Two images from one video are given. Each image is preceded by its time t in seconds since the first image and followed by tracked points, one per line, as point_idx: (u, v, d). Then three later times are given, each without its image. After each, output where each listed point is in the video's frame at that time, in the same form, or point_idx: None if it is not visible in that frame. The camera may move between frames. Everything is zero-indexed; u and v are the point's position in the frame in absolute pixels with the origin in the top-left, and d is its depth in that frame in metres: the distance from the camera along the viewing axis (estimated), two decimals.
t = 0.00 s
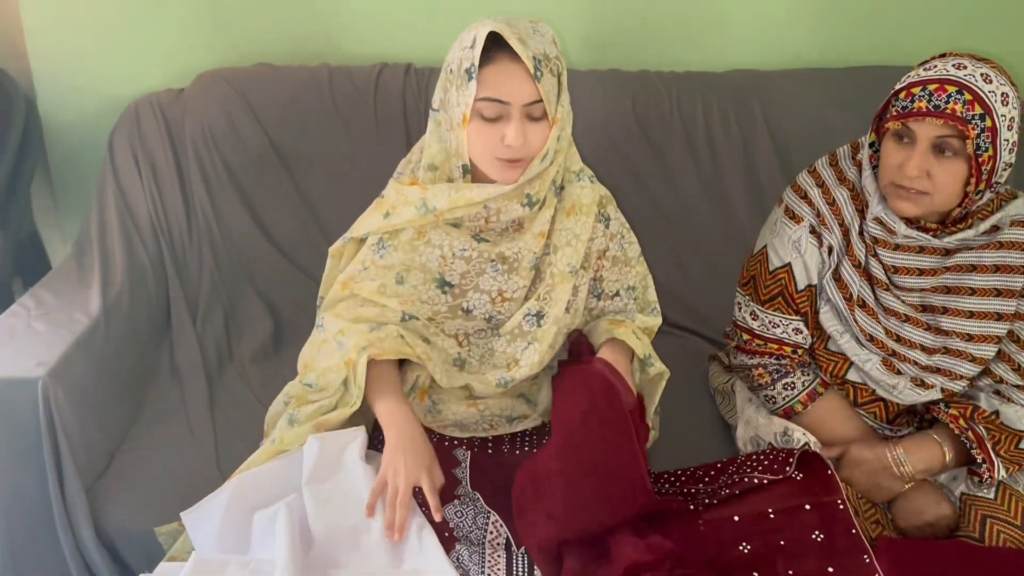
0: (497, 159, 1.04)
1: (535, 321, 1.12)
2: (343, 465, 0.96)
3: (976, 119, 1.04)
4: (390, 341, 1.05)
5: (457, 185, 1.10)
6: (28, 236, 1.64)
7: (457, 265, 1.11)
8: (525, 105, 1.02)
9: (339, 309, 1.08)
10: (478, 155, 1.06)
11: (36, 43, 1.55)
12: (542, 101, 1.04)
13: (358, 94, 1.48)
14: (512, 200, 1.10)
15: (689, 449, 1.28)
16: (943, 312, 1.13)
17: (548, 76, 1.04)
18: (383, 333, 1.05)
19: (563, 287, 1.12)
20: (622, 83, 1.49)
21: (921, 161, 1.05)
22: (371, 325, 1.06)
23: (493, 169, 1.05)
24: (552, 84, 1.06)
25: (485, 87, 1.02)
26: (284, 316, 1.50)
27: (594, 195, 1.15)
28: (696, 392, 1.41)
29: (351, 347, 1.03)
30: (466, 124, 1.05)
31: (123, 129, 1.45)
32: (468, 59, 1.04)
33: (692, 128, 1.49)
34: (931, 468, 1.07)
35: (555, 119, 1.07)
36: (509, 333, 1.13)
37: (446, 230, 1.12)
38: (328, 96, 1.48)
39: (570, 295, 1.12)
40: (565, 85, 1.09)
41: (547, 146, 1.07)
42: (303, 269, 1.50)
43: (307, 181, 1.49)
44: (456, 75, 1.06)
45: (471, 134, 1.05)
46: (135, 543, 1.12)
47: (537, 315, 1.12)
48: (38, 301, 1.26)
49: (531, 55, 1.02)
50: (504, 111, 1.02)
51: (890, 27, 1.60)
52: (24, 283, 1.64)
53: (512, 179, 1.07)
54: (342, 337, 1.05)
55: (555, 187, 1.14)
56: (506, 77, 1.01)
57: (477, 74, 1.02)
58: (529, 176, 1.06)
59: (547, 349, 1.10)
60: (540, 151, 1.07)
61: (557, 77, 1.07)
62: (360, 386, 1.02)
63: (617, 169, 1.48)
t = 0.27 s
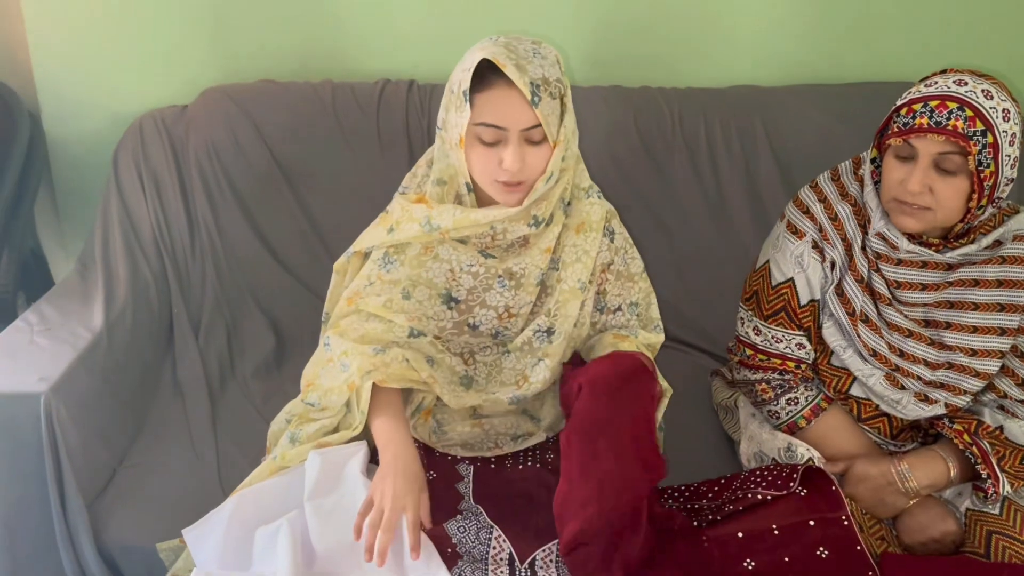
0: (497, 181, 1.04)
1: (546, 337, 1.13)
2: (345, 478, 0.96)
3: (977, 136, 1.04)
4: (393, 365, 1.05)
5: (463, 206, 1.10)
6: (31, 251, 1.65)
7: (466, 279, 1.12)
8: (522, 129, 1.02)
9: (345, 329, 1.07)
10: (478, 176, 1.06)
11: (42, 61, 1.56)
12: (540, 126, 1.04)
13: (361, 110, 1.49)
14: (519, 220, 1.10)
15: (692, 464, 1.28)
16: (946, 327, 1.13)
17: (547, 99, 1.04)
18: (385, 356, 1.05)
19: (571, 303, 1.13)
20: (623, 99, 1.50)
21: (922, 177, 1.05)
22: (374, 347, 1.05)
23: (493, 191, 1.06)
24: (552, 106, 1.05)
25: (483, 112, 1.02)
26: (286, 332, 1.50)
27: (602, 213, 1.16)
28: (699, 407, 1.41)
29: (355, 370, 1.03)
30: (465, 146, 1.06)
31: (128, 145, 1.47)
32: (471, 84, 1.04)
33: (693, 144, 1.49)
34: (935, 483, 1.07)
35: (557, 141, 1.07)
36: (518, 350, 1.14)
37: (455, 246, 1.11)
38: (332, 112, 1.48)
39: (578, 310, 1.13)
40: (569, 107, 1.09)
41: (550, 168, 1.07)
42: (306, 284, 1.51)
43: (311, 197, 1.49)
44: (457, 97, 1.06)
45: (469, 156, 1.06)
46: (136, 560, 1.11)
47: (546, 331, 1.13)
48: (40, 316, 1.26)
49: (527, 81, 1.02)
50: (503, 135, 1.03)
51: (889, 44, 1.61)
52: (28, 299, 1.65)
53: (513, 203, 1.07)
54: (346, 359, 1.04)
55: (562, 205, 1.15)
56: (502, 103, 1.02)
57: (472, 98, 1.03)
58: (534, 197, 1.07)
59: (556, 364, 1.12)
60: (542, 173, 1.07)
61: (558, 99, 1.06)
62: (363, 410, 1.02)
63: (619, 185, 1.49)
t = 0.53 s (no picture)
0: (507, 197, 1.04)
1: (551, 350, 1.13)
2: (346, 488, 0.96)
3: (979, 144, 1.05)
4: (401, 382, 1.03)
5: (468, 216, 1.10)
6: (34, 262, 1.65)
7: (470, 290, 1.13)
8: (534, 145, 1.02)
9: (357, 345, 1.06)
10: (488, 192, 1.06)
11: (46, 72, 1.57)
12: (551, 140, 1.04)
13: (365, 120, 1.50)
14: (524, 230, 1.09)
15: (695, 474, 1.27)
16: (950, 336, 1.13)
17: (558, 114, 1.04)
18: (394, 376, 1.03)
19: (574, 314, 1.13)
20: (625, 109, 1.51)
21: (924, 186, 1.05)
22: (383, 365, 1.03)
23: (503, 206, 1.05)
24: (562, 120, 1.05)
25: (495, 130, 1.02)
26: (288, 341, 1.50)
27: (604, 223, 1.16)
28: (703, 416, 1.40)
29: (365, 390, 1.01)
30: (475, 161, 1.05)
31: (131, 156, 1.47)
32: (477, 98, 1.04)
33: (695, 154, 1.50)
34: (940, 492, 1.07)
35: (566, 154, 1.07)
36: (524, 364, 1.14)
37: (457, 257, 1.13)
38: (335, 122, 1.49)
39: (581, 321, 1.13)
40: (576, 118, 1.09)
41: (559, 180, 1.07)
42: (308, 294, 1.51)
43: (314, 207, 1.50)
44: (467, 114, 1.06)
45: (479, 170, 1.06)
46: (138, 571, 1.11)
47: (552, 343, 1.13)
48: (43, 326, 1.26)
49: (541, 97, 1.02)
50: (515, 152, 1.02)
51: (889, 54, 1.62)
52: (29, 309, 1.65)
53: (522, 215, 1.06)
54: (356, 376, 1.03)
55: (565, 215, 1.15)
56: (515, 120, 1.02)
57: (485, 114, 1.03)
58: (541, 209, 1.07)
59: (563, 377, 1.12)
60: (552, 185, 1.07)
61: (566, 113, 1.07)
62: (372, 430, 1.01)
63: (621, 194, 1.49)
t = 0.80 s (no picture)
0: (512, 209, 1.05)
1: (557, 350, 1.14)
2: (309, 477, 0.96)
3: (981, 149, 1.05)
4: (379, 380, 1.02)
5: (469, 226, 1.10)
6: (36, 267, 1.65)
7: (467, 294, 1.12)
8: (541, 162, 1.02)
9: (343, 346, 1.05)
10: (492, 205, 1.06)
11: (47, 77, 1.57)
12: (558, 156, 1.04)
13: (366, 125, 1.50)
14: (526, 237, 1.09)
15: (697, 478, 1.27)
16: (952, 340, 1.13)
17: (565, 132, 1.05)
18: (371, 378, 1.01)
19: (584, 317, 1.14)
20: (626, 114, 1.51)
21: (926, 191, 1.05)
22: (363, 368, 1.01)
23: (508, 218, 1.06)
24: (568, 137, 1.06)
25: (502, 145, 1.02)
26: (290, 346, 1.50)
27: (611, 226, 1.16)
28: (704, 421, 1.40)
29: (343, 389, 0.99)
30: (479, 174, 1.05)
31: (132, 161, 1.47)
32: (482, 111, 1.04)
33: (696, 158, 1.50)
34: (942, 497, 1.06)
35: (571, 167, 1.08)
36: (528, 361, 1.14)
37: (457, 267, 1.12)
38: (337, 127, 1.49)
39: (591, 325, 1.14)
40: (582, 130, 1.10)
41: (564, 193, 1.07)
42: (310, 299, 1.51)
43: (315, 212, 1.50)
44: (472, 127, 1.05)
45: (483, 184, 1.05)
46: None
47: (558, 344, 1.14)
48: (44, 331, 1.26)
49: (549, 116, 1.02)
50: (520, 168, 1.03)
51: (889, 59, 1.63)
52: (31, 314, 1.65)
53: (526, 226, 1.07)
54: (338, 377, 1.01)
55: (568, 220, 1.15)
56: (522, 137, 1.01)
57: (492, 130, 1.02)
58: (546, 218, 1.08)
59: (569, 376, 1.13)
60: (557, 198, 1.08)
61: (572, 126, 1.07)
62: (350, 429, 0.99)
63: (622, 199, 1.49)
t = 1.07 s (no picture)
0: (509, 210, 1.05)
1: (547, 345, 1.14)
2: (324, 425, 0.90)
3: (981, 146, 1.05)
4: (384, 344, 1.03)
5: (467, 223, 1.10)
6: (35, 268, 1.65)
7: (460, 290, 1.12)
8: (542, 165, 1.02)
9: (336, 326, 1.07)
10: (492, 205, 1.06)
11: (46, 78, 1.57)
12: (558, 159, 1.04)
13: (365, 124, 1.50)
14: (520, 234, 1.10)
15: (698, 477, 1.27)
16: (952, 338, 1.13)
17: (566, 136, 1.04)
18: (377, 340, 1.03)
19: (576, 314, 1.14)
20: (626, 113, 1.51)
21: (926, 189, 1.05)
22: (365, 334, 1.04)
23: (505, 217, 1.07)
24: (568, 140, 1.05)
25: (504, 147, 1.01)
26: (290, 346, 1.50)
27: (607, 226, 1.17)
28: (705, 420, 1.40)
29: (349, 358, 1.01)
30: (482, 174, 1.05)
31: (131, 161, 1.47)
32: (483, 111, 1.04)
33: (697, 157, 1.50)
34: (943, 495, 1.06)
35: (570, 169, 1.09)
36: (516, 355, 1.14)
37: (450, 263, 1.12)
38: (336, 126, 1.49)
39: (582, 323, 1.14)
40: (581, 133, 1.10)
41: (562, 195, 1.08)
42: (309, 298, 1.51)
43: (315, 211, 1.50)
44: (474, 127, 1.05)
45: (484, 184, 1.06)
46: None
47: (548, 340, 1.14)
48: (43, 332, 1.26)
49: (554, 121, 1.01)
50: (521, 169, 1.03)
51: (890, 58, 1.62)
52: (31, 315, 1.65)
53: (521, 226, 1.08)
54: (341, 352, 1.03)
55: (565, 218, 1.16)
56: (524, 139, 1.01)
57: (494, 130, 1.02)
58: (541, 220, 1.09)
59: (558, 372, 1.14)
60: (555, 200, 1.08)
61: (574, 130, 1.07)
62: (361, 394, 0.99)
63: (622, 198, 1.49)
